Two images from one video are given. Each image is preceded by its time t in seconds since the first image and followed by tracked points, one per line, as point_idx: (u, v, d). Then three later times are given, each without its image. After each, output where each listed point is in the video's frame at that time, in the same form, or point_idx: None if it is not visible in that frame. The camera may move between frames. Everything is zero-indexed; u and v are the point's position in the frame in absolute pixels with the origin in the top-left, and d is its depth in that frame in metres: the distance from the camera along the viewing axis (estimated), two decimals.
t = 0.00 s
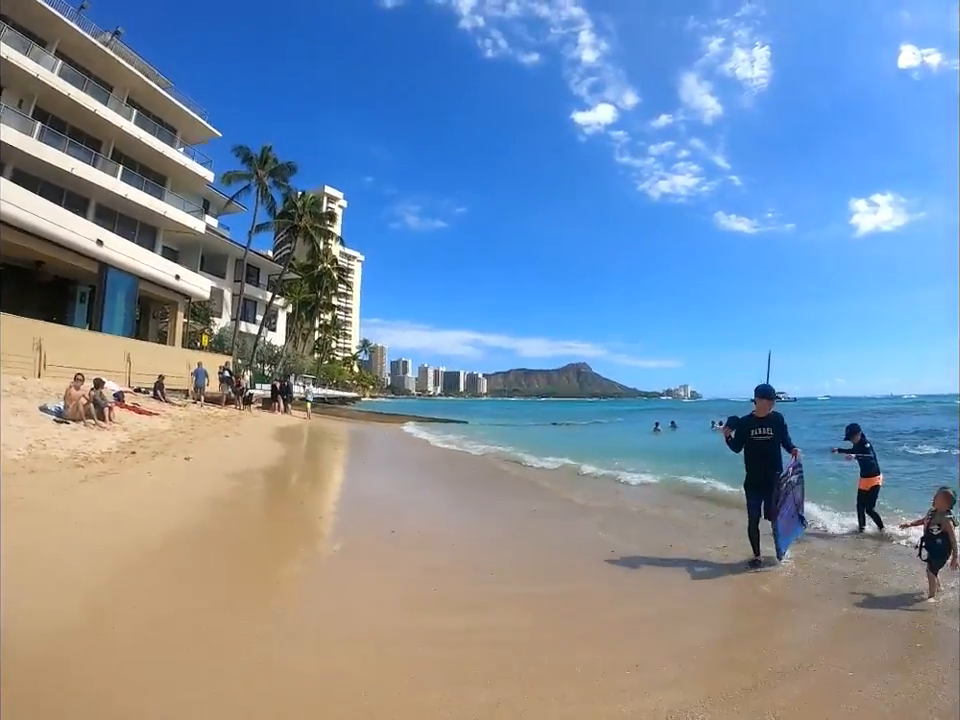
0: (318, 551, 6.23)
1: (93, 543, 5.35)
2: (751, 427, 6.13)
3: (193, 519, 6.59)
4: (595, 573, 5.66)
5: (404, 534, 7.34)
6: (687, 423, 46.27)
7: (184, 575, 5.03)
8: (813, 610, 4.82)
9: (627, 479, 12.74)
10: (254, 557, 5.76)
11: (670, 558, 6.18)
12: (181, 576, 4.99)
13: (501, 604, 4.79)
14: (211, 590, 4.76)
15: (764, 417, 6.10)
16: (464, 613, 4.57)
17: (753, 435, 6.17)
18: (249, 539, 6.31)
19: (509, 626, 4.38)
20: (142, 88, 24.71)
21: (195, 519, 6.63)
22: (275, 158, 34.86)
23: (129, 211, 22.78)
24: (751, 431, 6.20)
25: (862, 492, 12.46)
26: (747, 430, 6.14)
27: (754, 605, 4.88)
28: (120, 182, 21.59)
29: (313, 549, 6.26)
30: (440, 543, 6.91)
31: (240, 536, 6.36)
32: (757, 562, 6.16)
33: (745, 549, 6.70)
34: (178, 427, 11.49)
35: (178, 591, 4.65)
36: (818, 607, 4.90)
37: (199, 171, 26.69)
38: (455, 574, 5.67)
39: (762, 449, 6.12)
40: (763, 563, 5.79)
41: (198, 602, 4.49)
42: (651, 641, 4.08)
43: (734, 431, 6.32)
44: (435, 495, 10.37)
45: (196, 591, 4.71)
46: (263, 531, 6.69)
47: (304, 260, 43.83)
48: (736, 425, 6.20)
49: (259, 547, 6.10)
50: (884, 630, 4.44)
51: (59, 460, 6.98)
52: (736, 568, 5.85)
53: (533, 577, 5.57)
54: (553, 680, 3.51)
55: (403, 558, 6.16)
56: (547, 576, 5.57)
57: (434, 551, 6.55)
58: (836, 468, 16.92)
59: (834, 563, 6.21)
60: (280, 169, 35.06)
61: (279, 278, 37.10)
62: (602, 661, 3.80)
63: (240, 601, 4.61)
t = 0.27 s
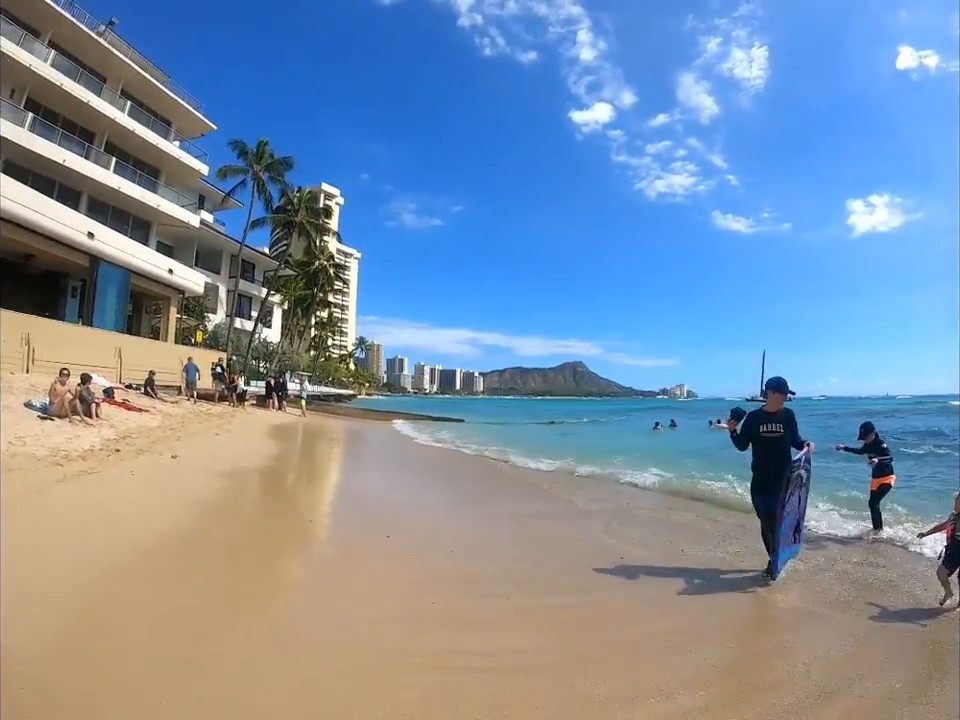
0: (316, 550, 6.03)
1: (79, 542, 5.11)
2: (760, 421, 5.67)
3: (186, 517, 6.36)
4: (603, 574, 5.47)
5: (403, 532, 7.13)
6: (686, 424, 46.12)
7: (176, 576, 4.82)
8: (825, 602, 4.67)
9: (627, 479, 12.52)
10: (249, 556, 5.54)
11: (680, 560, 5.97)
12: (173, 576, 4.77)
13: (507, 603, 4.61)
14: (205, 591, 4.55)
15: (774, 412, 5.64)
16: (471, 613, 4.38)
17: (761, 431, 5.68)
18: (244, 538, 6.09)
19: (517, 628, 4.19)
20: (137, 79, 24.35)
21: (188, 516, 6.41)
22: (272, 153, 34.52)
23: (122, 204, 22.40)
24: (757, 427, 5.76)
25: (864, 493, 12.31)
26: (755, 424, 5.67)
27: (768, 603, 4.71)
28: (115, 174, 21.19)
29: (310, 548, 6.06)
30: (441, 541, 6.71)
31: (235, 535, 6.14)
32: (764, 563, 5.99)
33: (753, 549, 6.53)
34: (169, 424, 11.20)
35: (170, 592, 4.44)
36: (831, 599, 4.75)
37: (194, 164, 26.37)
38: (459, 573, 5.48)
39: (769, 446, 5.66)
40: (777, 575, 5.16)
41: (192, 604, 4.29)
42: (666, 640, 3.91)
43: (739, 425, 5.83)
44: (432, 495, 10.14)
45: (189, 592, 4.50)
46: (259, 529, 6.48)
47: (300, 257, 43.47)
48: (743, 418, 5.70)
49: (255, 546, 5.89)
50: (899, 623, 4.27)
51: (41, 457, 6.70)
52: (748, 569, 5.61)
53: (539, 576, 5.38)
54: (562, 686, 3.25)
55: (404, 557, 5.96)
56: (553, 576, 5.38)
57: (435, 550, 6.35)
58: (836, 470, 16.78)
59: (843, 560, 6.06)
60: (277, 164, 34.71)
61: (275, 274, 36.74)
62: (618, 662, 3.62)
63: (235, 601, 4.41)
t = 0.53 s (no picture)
0: (314, 554, 5.82)
1: (67, 548, 4.90)
2: (778, 424, 4.68)
3: (180, 520, 6.15)
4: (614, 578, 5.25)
5: (405, 534, 6.92)
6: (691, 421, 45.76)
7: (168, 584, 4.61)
8: (844, 615, 4.47)
9: (633, 478, 12.28)
10: (245, 561, 5.34)
11: (693, 561, 5.73)
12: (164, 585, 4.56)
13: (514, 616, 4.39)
14: (196, 602, 4.34)
15: (797, 416, 4.68)
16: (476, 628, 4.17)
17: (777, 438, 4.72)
18: (240, 542, 5.88)
19: (523, 645, 3.98)
20: (136, 70, 24.02)
21: (183, 519, 6.20)
22: (274, 146, 34.16)
23: (121, 197, 22.14)
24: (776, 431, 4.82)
25: (877, 493, 12.04)
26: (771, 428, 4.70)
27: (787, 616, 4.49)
28: (114, 166, 20.90)
29: (309, 552, 5.84)
30: (444, 545, 6.49)
31: (230, 539, 5.93)
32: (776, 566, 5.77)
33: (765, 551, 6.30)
34: (166, 420, 10.98)
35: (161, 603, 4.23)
36: (848, 611, 4.55)
37: (196, 158, 26.12)
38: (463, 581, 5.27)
39: (787, 456, 4.70)
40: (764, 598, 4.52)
41: (183, 617, 4.07)
42: (684, 661, 3.69)
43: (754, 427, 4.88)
44: (434, 494, 9.89)
45: (180, 603, 4.29)
46: (256, 532, 6.27)
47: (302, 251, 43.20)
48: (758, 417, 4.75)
49: (251, 550, 5.68)
50: (933, 644, 3.98)
51: (31, 456, 6.49)
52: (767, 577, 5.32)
53: (546, 583, 5.17)
54: None
55: (406, 561, 5.75)
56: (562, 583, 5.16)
57: (437, 553, 6.14)
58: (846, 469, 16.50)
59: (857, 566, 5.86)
60: (279, 157, 34.37)
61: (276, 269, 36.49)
62: (635, 686, 3.41)
63: (229, 613, 4.21)
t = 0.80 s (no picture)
0: (317, 552, 5.55)
1: (55, 546, 4.63)
2: (802, 419, 4.04)
3: (176, 519, 5.88)
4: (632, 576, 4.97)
5: (411, 534, 6.65)
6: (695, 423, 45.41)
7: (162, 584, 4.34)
8: (877, 624, 4.22)
9: (642, 481, 11.99)
10: (244, 561, 5.06)
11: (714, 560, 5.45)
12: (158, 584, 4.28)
13: (532, 614, 4.12)
14: (192, 602, 4.06)
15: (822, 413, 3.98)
16: (491, 625, 3.90)
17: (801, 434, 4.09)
18: (239, 541, 5.61)
19: (538, 635, 3.72)
20: (138, 66, 23.83)
21: (179, 518, 5.93)
22: (277, 144, 33.98)
23: (122, 194, 21.93)
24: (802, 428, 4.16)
25: (892, 496, 11.74)
26: (795, 422, 4.06)
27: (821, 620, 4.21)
28: (114, 162, 20.70)
29: (311, 550, 5.57)
30: (452, 543, 6.22)
31: (229, 537, 5.66)
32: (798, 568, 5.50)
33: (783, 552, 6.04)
34: (163, 421, 10.74)
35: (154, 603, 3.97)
36: (880, 620, 4.30)
37: (198, 154, 25.92)
38: (474, 579, 4.99)
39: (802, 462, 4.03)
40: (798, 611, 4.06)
41: (178, 617, 3.80)
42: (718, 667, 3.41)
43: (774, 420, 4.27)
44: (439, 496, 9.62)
45: (175, 603, 4.02)
46: (256, 531, 6.00)
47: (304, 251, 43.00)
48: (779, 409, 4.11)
49: (251, 549, 5.42)
50: None
51: (20, 454, 6.24)
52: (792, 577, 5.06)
53: (561, 580, 4.89)
54: None
55: (413, 559, 5.48)
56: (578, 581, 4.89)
57: (444, 551, 5.87)
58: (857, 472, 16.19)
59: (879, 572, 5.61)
60: (282, 155, 34.18)
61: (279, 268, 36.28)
62: (668, 692, 3.12)
63: (227, 613, 3.94)
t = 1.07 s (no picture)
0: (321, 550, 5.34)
1: (48, 544, 4.40)
2: (824, 427, 3.72)
3: (176, 516, 5.67)
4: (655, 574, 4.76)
5: (416, 530, 6.44)
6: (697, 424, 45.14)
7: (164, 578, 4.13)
8: (903, 629, 4.06)
9: (647, 483, 11.78)
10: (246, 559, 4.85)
11: (731, 561, 5.24)
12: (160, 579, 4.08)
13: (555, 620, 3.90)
14: (193, 603, 3.85)
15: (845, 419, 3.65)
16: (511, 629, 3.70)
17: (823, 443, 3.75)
18: (240, 539, 5.38)
19: (549, 648, 3.49)
20: (138, 60, 23.61)
21: (177, 515, 5.70)
22: (278, 141, 33.75)
23: (121, 189, 21.71)
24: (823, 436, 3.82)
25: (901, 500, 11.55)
26: (816, 431, 3.75)
27: (852, 625, 4.04)
28: (113, 157, 20.47)
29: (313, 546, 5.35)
30: (459, 541, 6.01)
31: (229, 535, 5.43)
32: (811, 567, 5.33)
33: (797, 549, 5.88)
34: (159, 420, 10.51)
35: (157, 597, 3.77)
36: (907, 625, 4.14)
37: (198, 150, 25.71)
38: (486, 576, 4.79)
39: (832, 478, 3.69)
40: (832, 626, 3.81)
41: (178, 619, 3.58)
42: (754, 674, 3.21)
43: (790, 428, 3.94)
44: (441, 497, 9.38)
45: (175, 603, 3.80)
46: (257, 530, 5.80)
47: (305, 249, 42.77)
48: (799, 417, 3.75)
49: (253, 547, 5.19)
50: None
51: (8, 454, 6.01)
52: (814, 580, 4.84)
53: (577, 583, 4.69)
54: None
55: (420, 557, 5.29)
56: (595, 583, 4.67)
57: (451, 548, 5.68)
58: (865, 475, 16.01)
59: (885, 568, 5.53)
60: (283, 152, 33.96)
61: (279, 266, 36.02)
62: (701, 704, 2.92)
63: (232, 611, 3.74)
